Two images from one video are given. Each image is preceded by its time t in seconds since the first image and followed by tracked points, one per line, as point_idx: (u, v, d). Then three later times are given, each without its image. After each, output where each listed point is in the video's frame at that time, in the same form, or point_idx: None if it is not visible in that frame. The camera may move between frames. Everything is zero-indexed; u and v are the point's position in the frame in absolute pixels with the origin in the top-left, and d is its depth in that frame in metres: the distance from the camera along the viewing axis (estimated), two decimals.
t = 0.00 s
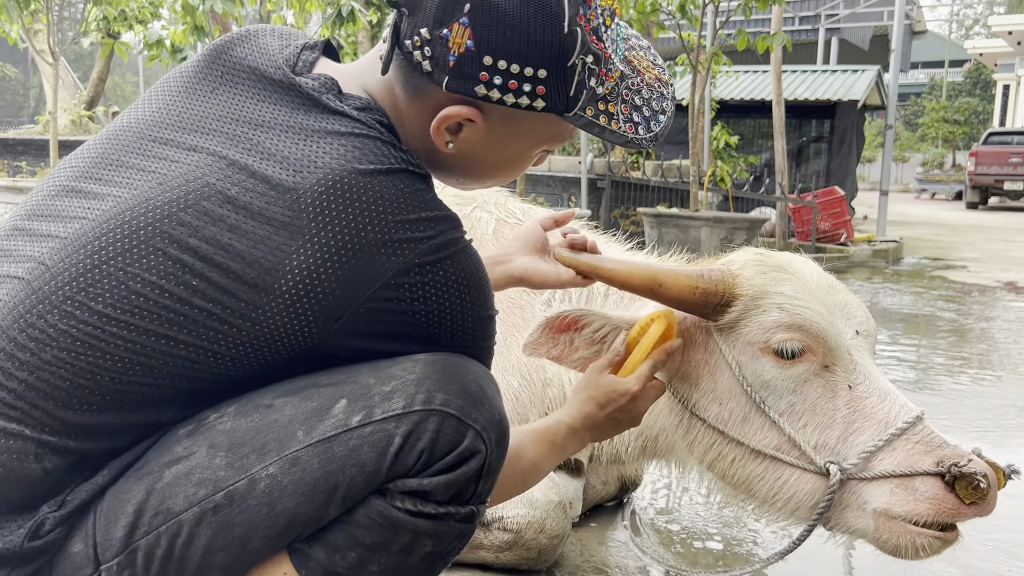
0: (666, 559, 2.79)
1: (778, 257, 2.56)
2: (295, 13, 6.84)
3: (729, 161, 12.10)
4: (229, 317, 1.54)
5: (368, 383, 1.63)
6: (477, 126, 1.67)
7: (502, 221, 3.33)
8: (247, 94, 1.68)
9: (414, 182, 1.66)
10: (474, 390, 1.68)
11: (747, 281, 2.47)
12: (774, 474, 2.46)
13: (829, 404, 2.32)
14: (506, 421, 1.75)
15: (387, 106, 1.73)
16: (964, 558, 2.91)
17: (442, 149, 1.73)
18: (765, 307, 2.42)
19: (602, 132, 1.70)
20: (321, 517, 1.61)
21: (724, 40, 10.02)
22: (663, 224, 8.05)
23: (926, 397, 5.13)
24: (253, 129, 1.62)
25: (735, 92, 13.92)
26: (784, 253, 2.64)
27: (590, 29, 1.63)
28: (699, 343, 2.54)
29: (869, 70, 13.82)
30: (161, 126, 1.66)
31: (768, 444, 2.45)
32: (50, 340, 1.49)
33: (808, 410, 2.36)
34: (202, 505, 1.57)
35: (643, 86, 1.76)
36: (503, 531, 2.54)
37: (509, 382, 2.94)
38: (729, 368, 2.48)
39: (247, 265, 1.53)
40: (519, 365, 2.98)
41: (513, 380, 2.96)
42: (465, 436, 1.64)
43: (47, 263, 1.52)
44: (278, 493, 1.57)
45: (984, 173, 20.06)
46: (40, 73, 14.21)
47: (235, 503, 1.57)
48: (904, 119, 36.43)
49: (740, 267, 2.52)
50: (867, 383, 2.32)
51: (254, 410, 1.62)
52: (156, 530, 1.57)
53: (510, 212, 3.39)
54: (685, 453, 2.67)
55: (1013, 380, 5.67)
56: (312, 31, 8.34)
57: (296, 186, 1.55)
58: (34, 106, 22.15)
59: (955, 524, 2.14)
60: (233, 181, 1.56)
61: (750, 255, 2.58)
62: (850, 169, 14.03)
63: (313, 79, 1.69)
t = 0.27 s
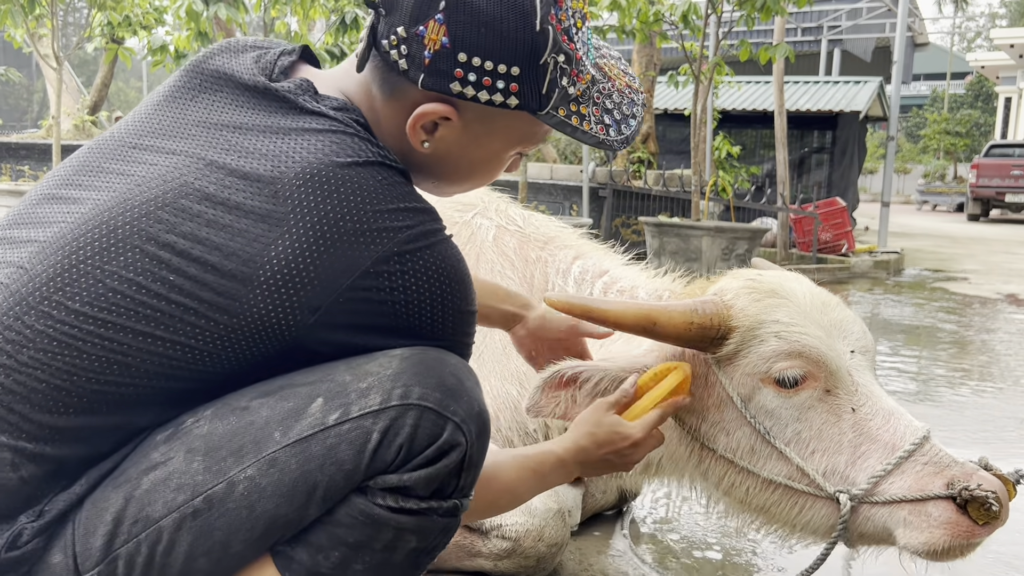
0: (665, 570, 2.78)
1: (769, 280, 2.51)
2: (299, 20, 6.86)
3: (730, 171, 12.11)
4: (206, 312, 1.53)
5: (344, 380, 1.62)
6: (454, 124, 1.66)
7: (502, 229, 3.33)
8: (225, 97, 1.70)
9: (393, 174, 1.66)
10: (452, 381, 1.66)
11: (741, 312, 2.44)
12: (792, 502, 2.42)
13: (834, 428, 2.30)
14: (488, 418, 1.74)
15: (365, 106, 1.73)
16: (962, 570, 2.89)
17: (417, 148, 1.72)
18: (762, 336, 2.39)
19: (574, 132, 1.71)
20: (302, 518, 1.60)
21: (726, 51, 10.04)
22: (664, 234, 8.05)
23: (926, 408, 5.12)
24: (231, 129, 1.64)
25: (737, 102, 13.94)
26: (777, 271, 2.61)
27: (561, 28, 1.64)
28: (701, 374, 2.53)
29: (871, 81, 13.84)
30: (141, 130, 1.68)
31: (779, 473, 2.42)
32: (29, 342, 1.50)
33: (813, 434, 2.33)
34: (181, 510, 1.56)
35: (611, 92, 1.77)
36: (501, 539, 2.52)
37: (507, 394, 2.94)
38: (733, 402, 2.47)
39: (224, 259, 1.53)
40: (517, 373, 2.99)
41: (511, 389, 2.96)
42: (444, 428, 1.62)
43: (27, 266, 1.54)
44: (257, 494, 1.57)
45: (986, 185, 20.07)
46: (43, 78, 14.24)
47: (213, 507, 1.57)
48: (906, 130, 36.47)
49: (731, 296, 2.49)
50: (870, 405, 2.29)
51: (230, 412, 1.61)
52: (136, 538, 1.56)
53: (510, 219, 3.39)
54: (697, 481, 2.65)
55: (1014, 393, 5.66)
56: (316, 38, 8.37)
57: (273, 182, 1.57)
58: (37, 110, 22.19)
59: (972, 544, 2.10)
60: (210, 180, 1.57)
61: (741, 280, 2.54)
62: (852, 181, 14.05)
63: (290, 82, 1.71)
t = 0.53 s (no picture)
0: None
1: (771, 294, 2.52)
2: (301, 28, 6.87)
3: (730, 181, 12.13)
4: (169, 303, 1.55)
5: (299, 381, 1.61)
6: (423, 122, 1.71)
7: (502, 238, 3.34)
8: (201, 107, 1.76)
9: (352, 163, 1.69)
10: (409, 374, 1.64)
11: (744, 325, 2.44)
12: (789, 517, 2.43)
13: (833, 444, 2.30)
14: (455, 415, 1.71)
15: (337, 107, 1.78)
16: None
17: (386, 149, 1.77)
18: (763, 350, 2.40)
19: (542, 131, 1.75)
20: (261, 523, 1.59)
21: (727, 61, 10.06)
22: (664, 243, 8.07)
23: (925, 420, 5.12)
24: (203, 133, 1.69)
25: (738, 112, 13.98)
26: (778, 286, 2.61)
27: (526, 26, 1.70)
28: (699, 386, 2.53)
29: (871, 92, 13.88)
30: (120, 142, 1.74)
31: (777, 487, 2.42)
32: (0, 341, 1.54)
33: (813, 449, 2.34)
34: (139, 518, 1.56)
35: (583, 94, 1.83)
36: (500, 549, 2.52)
37: (508, 403, 3.00)
38: (731, 413, 2.47)
39: (186, 250, 1.56)
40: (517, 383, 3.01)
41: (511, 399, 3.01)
42: (401, 426, 1.60)
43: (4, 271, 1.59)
44: (215, 499, 1.56)
45: (986, 197, 20.11)
46: (45, 82, 14.26)
47: (170, 514, 1.56)
48: (906, 141, 36.55)
49: (734, 309, 2.48)
50: (869, 421, 2.29)
51: (188, 417, 1.61)
52: (96, 546, 1.56)
53: (511, 228, 3.40)
54: (693, 494, 2.65)
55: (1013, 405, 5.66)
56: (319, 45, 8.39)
57: (237, 174, 1.60)
58: (39, 115, 22.22)
59: (970, 564, 2.11)
60: (178, 177, 1.61)
61: (743, 294, 2.54)
62: (852, 191, 14.08)
63: (266, 84, 1.78)
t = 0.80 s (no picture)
0: None
1: (766, 307, 2.54)
2: (302, 35, 6.90)
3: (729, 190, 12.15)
4: (143, 301, 1.55)
5: (247, 390, 1.58)
6: (405, 131, 1.73)
7: (501, 246, 3.35)
8: (191, 114, 1.79)
9: (339, 168, 1.71)
10: (364, 381, 1.60)
11: (740, 338, 2.45)
12: (786, 530, 2.42)
13: (830, 457, 2.30)
14: (415, 426, 1.68)
15: (323, 114, 1.80)
16: None
17: (370, 158, 1.78)
18: (759, 363, 2.41)
19: (526, 142, 1.76)
20: (207, 540, 1.55)
21: (727, 70, 10.10)
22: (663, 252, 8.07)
23: (923, 431, 5.12)
24: (190, 138, 1.71)
25: (738, 121, 14.02)
26: (773, 299, 2.62)
27: (508, 35, 1.70)
28: (696, 399, 2.55)
29: (870, 102, 13.92)
30: (108, 149, 1.77)
31: (775, 501, 2.42)
32: None
33: (810, 463, 2.33)
34: (89, 529, 1.52)
35: (574, 107, 1.85)
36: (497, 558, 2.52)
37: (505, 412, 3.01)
38: (729, 428, 2.48)
39: (163, 249, 1.56)
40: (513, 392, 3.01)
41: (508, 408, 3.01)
42: (352, 436, 1.57)
43: None
44: (165, 511, 1.53)
45: (985, 208, 20.14)
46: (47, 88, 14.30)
47: (120, 527, 1.53)
48: (906, 152, 36.63)
49: (729, 322, 2.50)
50: (866, 432, 2.29)
51: (139, 426, 1.58)
52: (49, 558, 1.53)
53: (509, 236, 3.41)
54: (689, 506, 2.64)
55: (1011, 416, 5.66)
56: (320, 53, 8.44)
57: (219, 176, 1.62)
58: (41, 120, 22.31)
59: None
60: (160, 181, 1.63)
61: (738, 306, 2.56)
62: (850, 201, 14.10)
63: (258, 91, 1.82)
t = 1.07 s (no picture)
0: None
1: (766, 316, 2.53)
2: (302, 41, 6.91)
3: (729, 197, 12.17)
4: (148, 314, 1.54)
5: (262, 410, 1.59)
6: (417, 151, 1.70)
7: (500, 252, 3.35)
8: (200, 121, 1.77)
9: (342, 178, 1.67)
10: (381, 403, 1.61)
11: (740, 348, 2.44)
12: (785, 541, 2.42)
13: (830, 467, 2.29)
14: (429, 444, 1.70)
15: (333, 126, 1.78)
16: None
17: (381, 176, 1.76)
18: (760, 373, 2.40)
19: (540, 162, 1.73)
20: (220, 560, 1.57)
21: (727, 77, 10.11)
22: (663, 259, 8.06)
23: (921, 439, 5.12)
24: (198, 146, 1.69)
25: (737, 128, 14.04)
26: (773, 309, 2.61)
27: (524, 54, 1.66)
28: (695, 407, 2.53)
29: (870, 110, 13.93)
30: (116, 154, 1.75)
31: (774, 511, 2.42)
32: None
33: (809, 473, 2.33)
34: (96, 548, 1.53)
35: (589, 123, 1.81)
36: (495, 565, 2.51)
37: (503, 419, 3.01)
38: (728, 437, 2.47)
39: (168, 262, 1.55)
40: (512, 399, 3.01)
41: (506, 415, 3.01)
42: (368, 460, 1.59)
43: None
44: (173, 531, 1.53)
45: (984, 215, 20.14)
46: (48, 92, 14.31)
47: (128, 546, 1.53)
48: (905, 159, 36.68)
49: (730, 331, 2.49)
50: (865, 443, 2.29)
51: (150, 444, 1.59)
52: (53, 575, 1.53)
53: (509, 242, 3.41)
54: (690, 516, 2.65)
55: (1010, 425, 5.66)
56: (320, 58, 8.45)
57: (226, 186, 1.60)
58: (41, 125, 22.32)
59: None
60: (167, 191, 1.61)
61: (738, 315, 2.55)
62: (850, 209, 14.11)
63: (267, 99, 1.80)
